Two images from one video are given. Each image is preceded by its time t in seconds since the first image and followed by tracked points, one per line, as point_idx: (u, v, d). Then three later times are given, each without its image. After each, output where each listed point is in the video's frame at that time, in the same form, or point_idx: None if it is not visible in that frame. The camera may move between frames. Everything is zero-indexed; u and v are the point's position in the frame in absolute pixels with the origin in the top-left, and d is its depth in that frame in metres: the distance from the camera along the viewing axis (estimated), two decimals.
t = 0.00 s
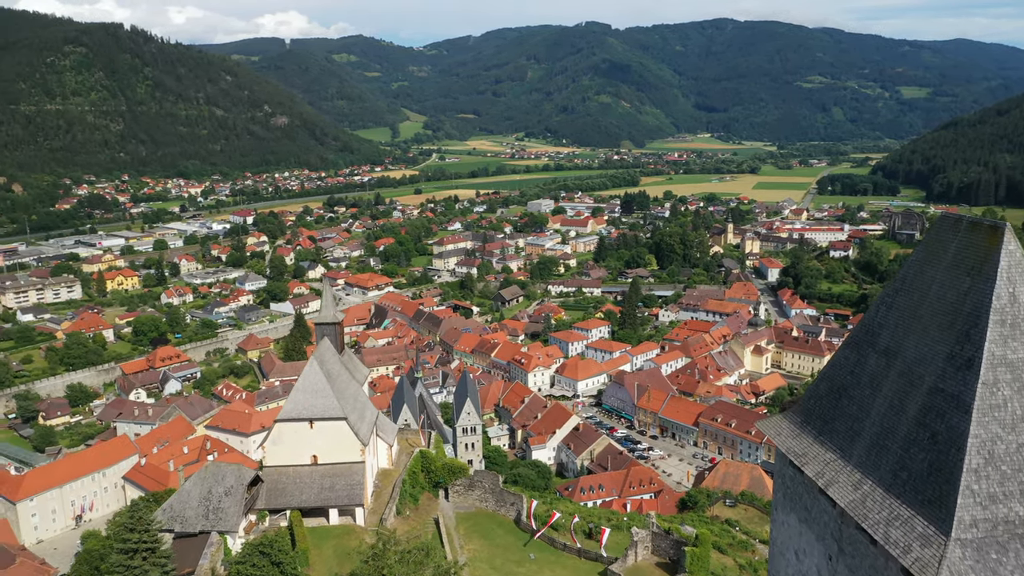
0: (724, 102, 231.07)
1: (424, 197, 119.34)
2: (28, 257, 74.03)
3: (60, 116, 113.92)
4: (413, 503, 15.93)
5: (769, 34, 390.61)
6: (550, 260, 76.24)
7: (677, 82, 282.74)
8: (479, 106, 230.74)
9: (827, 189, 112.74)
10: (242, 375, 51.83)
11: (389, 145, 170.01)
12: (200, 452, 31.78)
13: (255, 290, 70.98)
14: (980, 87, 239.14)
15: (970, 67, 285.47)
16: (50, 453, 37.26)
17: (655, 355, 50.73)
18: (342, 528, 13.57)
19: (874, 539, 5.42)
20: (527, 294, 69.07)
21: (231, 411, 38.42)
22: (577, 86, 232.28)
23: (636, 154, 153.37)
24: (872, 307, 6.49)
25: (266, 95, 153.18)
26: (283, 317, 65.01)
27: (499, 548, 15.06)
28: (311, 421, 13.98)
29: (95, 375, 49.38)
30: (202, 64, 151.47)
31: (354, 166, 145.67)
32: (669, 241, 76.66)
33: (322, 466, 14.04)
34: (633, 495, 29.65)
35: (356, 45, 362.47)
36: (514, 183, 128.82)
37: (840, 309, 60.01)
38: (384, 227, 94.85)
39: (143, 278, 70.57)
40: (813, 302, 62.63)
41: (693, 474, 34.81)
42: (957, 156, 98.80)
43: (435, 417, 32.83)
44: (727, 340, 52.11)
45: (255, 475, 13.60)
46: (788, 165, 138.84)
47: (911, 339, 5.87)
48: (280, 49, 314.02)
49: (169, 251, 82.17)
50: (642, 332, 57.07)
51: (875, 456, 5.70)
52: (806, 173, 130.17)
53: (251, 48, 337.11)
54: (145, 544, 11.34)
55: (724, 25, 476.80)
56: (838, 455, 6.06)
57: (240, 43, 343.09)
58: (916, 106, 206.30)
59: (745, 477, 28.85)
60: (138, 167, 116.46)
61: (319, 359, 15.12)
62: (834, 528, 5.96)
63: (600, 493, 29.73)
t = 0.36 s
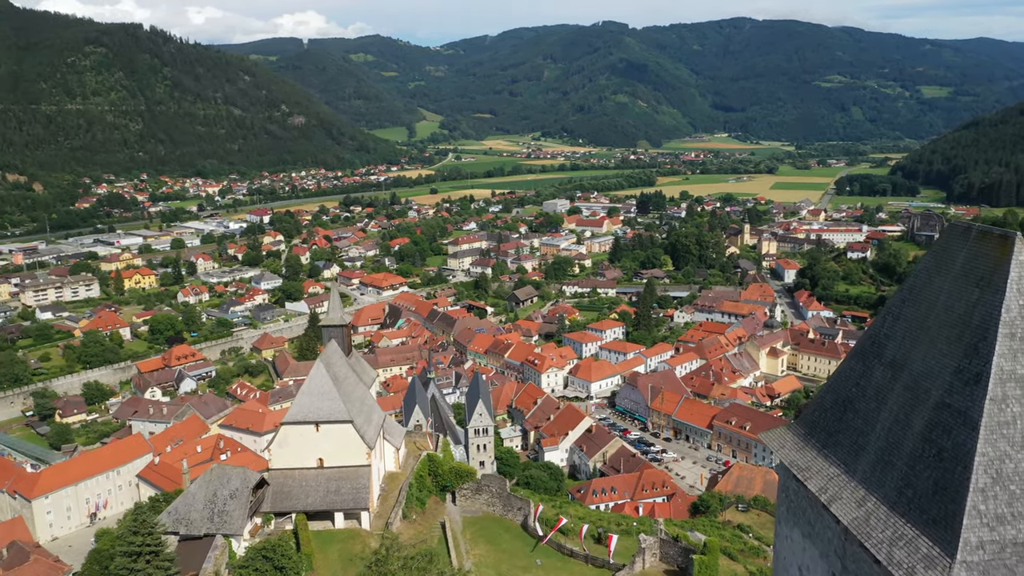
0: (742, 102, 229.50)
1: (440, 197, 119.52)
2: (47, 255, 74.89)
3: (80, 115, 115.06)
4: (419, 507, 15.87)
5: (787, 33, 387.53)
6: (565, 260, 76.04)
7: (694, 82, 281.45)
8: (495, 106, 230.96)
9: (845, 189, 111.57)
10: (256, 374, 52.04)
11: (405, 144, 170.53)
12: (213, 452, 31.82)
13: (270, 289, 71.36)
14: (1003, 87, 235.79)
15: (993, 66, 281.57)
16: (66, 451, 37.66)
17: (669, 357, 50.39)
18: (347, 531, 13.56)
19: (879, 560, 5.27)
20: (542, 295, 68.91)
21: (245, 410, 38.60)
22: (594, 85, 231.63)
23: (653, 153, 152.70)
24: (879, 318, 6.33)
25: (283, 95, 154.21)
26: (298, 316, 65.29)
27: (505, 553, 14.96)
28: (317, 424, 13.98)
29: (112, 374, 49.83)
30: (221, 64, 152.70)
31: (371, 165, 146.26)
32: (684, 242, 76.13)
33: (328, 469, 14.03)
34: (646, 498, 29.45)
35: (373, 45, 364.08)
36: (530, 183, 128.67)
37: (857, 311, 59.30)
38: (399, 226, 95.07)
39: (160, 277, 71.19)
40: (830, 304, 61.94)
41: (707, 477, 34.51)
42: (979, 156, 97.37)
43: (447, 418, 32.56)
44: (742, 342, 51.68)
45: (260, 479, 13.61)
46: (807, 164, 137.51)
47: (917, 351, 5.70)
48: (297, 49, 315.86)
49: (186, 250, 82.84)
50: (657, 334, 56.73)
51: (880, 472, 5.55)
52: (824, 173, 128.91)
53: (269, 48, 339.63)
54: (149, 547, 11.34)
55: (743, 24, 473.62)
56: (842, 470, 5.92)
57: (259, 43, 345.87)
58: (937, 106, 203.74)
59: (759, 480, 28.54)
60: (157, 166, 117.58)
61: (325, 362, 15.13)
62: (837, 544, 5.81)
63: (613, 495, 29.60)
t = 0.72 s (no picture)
0: (760, 101, 227.79)
1: (456, 196, 119.64)
2: (67, 254, 75.77)
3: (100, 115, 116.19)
4: (427, 510, 15.85)
5: (806, 32, 384.35)
6: (580, 261, 75.79)
7: (712, 81, 279.81)
8: (512, 105, 230.97)
9: (864, 190, 110.30)
10: (271, 373, 52.24)
11: (422, 144, 170.95)
12: (226, 450, 32.03)
13: (286, 288, 71.72)
14: None
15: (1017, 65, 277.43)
16: (82, 448, 38.07)
17: (684, 359, 50.00)
18: (353, 535, 13.55)
19: None
20: (556, 295, 68.69)
21: (258, 409, 38.76)
22: (611, 84, 230.87)
23: (669, 153, 151.89)
24: (885, 329, 6.17)
25: (301, 94, 155.07)
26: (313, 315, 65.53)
27: (512, 559, 14.84)
28: (323, 428, 13.98)
29: (128, 372, 50.32)
30: (239, 64, 153.81)
31: (387, 165, 146.90)
32: (700, 242, 75.54)
33: (334, 472, 14.02)
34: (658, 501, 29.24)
35: (390, 45, 365.28)
36: (546, 183, 128.43)
37: (875, 313, 58.55)
38: (415, 226, 95.21)
39: (177, 275, 71.84)
40: (848, 306, 61.18)
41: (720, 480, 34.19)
42: (1002, 156, 95.89)
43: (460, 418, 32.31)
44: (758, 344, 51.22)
45: (266, 482, 13.63)
46: (826, 164, 136.04)
47: (924, 365, 5.54)
48: (316, 49, 317.54)
49: (203, 249, 83.46)
50: (672, 335, 56.28)
51: (884, 489, 5.41)
52: (843, 173, 127.55)
53: (288, 48, 342.02)
54: (152, 551, 11.42)
55: (761, 23, 470.28)
56: (845, 486, 5.79)
57: (277, 43, 348.32)
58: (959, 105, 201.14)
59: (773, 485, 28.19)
60: (175, 165, 118.65)
61: (333, 364, 15.10)
62: (840, 562, 5.69)
63: (625, 498, 29.44)
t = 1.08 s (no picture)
0: (778, 101, 226.06)
1: (471, 196, 119.75)
2: (86, 253, 76.66)
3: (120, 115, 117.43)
4: (433, 514, 15.78)
5: (825, 30, 380.70)
6: (595, 261, 75.50)
7: (730, 80, 277.93)
8: (528, 105, 230.94)
9: (884, 190, 109.07)
10: (285, 372, 52.42)
11: (438, 143, 171.33)
12: (239, 450, 32.34)
13: (301, 288, 72.02)
14: None
15: None
16: (98, 446, 38.44)
17: (699, 360, 49.63)
18: (359, 539, 13.54)
19: None
20: (571, 296, 68.47)
21: (272, 409, 38.90)
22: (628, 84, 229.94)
23: (686, 153, 151.01)
24: (892, 340, 6.02)
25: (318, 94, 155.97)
26: (327, 314, 65.76)
27: (519, 565, 14.70)
28: (329, 431, 13.94)
29: (144, 370, 50.73)
30: (256, 64, 154.87)
31: (403, 164, 147.33)
32: (716, 243, 75.00)
33: (340, 475, 14.00)
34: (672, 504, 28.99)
35: (407, 45, 366.34)
36: (562, 183, 128.15)
37: (894, 316, 57.83)
38: (430, 226, 95.34)
39: (194, 274, 72.37)
40: (866, 308, 60.41)
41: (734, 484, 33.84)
42: None
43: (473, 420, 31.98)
44: (774, 346, 50.78)
45: (272, 485, 13.64)
46: (845, 164, 134.64)
47: (931, 379, 5.39)
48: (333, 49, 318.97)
49: (220, 248, 84.06)
50: (687, 336, 55.88)
51: (888, 510, 5.28)
52: (862, 174, 126.19)
53: (306, 48, 344.09)
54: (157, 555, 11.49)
55: (780, 22, 466.73)
56: (850, 503, 5.66)
57: (295, 43, 350.33)
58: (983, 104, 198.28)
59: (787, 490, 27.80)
60: (193, 165, 119.71)
61: (340, 367, 15.07)
62: None
63: (637, 501, 29.29)
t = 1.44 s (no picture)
0: (797, 100, 224.23)
1: (487, 196, 119.70)
2: (104, 251, 77.48)
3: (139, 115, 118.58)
4: (440, 518, 15.73)
5: (845, 29, 377.25)
6: (610, 262, 75.18)
7: (748, 80, 276.03)
8: (545, 105, 230.80)
9: (903, 191, 107.76)
10: (300, 371, 52.58)
11: (454, 143, 171.63)
12: (253, 449, 32.46)
13: (316, 287, 72.33)
14: None
15: None
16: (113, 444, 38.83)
17: (714, 362, 49.18)
18: (364, 543, 13.52)
19: None
20: (586, 296, 68.20)
21: (285, 409, 39.02)
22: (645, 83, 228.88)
23: (704, 153, 150.03)
24: (898, 353, 5.98)
25: (336, 94, 156.76)
26: (342, 314, 65.96)
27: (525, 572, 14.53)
28: (335, 434, 13.94)
29: (159, 369, 51.04)
30: (274, 64, 155.85)
31: (420, 163, 147.68)
32: (733, 244, 74.40)
33: (346, 479, 14.00)
34: (684, 508, 28.72)
35: (424, 45, 367.30)
36: (578, 183, 127.83)
37: (912, 318, 57.03)
38: (445, 226, 95.39)
39: (210, 273, 72.89)
40: (884, 310, 59.59)
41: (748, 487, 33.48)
42: None
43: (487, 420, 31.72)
44: (790, 348, 50.22)
45: (278, 487, 13.67)
46: (864, 165, 133.14)
47: (938, 395, 5.35)
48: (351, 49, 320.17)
49: (237, 247, 84.62)
50: (702, 338, 55.47)
51: (893, 528, 5.27)
52: (881, 174, 124.74)
53: (324, 49, 346.08)
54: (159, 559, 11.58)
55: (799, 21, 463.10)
56: (853, 520, 5.68)
57: (313, 43, 352.27)
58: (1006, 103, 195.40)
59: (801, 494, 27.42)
60: (211, 164, 120.70)
61: (347, 369, 15.07)
62: None
63: (650, 504, 29.05)
